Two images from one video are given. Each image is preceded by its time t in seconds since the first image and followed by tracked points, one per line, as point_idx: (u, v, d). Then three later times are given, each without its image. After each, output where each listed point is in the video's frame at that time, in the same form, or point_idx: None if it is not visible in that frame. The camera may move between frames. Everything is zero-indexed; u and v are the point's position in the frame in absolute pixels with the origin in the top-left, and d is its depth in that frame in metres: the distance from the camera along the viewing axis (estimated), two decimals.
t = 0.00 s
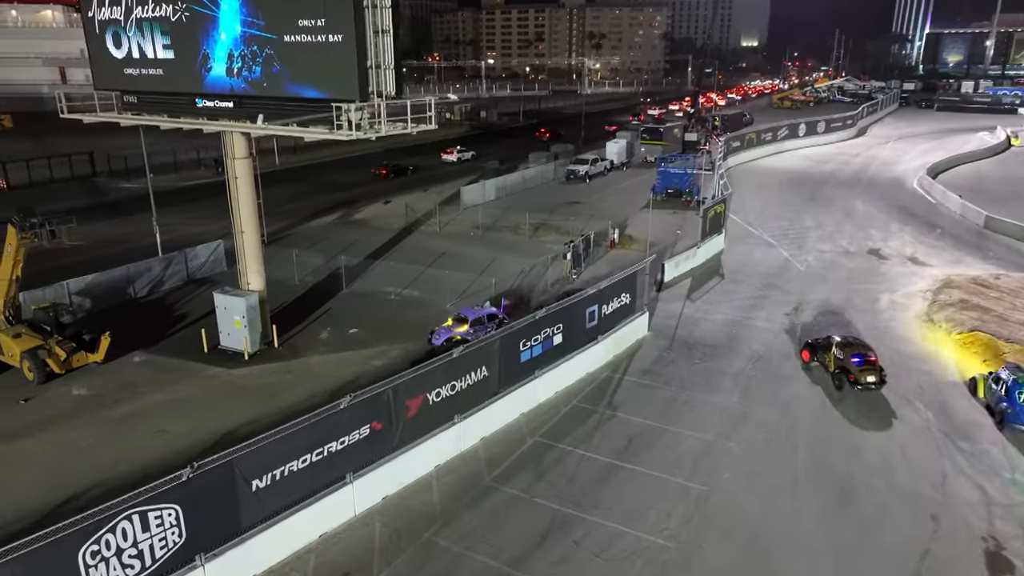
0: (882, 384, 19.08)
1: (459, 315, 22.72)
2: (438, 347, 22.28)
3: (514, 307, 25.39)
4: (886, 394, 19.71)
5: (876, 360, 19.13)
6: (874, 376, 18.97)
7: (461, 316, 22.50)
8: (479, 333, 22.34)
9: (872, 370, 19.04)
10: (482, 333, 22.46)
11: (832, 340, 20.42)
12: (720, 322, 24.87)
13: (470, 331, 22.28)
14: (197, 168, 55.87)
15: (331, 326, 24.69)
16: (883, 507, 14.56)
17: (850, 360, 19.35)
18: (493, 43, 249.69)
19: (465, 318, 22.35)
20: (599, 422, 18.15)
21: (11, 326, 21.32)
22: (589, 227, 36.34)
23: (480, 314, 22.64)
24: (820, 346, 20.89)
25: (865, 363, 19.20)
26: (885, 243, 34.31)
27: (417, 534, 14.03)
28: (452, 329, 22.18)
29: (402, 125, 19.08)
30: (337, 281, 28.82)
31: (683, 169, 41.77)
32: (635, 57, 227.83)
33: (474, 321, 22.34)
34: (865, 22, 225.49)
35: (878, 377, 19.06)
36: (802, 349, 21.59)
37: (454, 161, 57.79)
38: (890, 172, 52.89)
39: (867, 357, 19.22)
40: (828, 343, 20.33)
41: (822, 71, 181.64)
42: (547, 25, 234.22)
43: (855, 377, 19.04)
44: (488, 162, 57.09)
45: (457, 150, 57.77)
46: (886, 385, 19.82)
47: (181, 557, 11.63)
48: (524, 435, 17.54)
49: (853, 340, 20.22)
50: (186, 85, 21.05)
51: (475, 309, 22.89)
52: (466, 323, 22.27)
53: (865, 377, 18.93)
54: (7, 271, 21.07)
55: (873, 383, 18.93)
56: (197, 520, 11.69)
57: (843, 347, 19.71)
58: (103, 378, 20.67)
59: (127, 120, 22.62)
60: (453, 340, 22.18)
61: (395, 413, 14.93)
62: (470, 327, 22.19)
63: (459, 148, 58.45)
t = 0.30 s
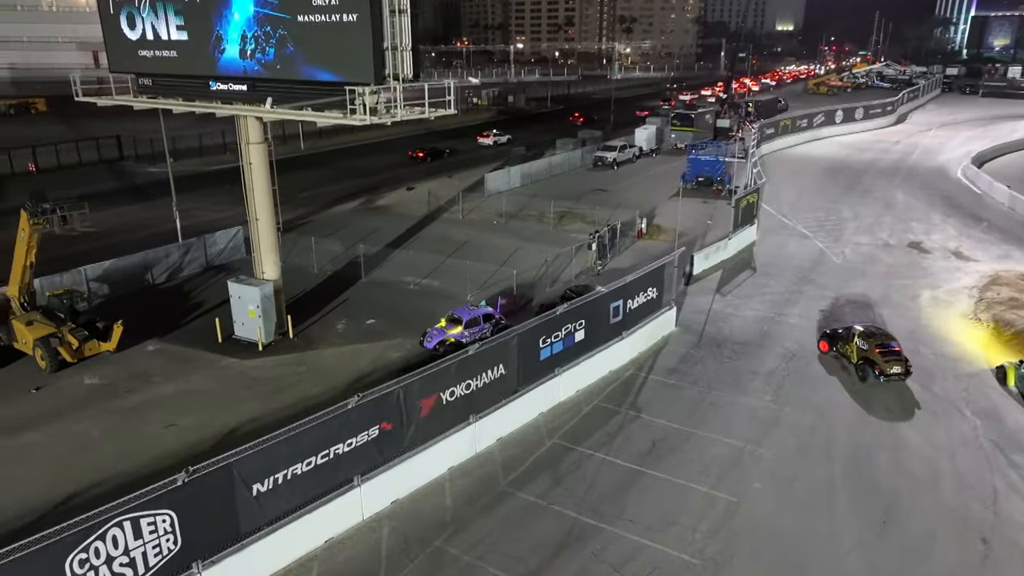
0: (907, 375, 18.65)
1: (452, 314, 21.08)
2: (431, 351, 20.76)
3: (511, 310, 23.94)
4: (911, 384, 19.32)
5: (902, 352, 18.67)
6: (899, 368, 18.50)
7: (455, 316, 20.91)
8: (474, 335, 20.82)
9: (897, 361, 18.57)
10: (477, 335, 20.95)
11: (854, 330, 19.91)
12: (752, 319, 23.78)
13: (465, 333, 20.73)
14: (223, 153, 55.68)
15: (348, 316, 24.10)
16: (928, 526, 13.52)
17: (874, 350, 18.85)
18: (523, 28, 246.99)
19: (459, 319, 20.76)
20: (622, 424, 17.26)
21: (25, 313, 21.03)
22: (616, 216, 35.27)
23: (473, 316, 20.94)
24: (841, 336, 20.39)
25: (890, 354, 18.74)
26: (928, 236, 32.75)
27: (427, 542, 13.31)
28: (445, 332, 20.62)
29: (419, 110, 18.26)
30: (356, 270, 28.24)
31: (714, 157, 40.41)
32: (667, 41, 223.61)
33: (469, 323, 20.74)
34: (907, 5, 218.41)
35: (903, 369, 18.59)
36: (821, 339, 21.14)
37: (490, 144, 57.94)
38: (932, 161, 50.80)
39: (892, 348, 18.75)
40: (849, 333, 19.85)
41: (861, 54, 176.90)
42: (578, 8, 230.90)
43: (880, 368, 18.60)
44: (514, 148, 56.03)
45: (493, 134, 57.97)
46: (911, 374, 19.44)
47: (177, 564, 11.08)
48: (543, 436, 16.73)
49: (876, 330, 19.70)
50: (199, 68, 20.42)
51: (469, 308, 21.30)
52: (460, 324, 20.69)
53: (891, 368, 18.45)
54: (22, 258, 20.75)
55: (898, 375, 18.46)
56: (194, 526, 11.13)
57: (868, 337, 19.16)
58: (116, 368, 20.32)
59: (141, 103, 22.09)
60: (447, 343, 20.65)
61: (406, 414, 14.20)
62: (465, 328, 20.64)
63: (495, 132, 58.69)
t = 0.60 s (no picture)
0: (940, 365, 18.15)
1: (445, 316, 19.76)
2: (423, 355, 19.44)
3: (509, 312, 22.65)
4: (964, 391, 18.00)
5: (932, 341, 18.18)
6: (931, 358, 17.98)
7: (447, 319, 19.56)
8: (467, 339, 19.50)
9: (929, 351, 18.05)
10: (471, 338, 19.64)
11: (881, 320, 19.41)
12: (792, 316, 22.54)
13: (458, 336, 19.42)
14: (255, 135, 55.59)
15: (370, 305, 23.49)
16: (985, 552, 12.38)
17: (904, 341, 18.39)
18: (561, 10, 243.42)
19: (452, 322, 19.42)
20: (651, 427, 16.34)
21: (48, 297, 20.85)
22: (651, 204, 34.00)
23: (466, 317, 19.56)
24: (867, 326, 19.85)
25: (921, 344, 18.23)
26: (982, 230, 30.92)
27: (441, 550, 12.62)
28: (436, 334, 19.33)
29: (443, 94, 17.43)
30: (382, 257, 27.65)
31: (755, 142, 38.82)
32: (709, 23, 218.26)
33: (461, 325, 19.40)
34: None
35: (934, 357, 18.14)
36: (843, 330, 20.53)
37: (533, 126, 58.10)
38: (988, 149, 48.28)
39: (923, 339, 18.27)
40: (875, 323, 19.37)
41: (912, 36, 170.79)
42: None
43: (912, 360, 18.07)
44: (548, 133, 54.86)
45: (536, 115, 58.08)
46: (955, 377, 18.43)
47: (176, 571, 10.58)
48: (567, 438, 15.91)
49: (903, 320, 19.27)
50: (220, 48, 19.82)
51: (463, 309, 19.93)
52: (453, 327, 19.34)
53: (923, 359, 17.95)
54: (44, 241, 20.53)
55: (931, 365, 17.95)
56: (194, 531, 10.62)
57: (897, 328, 18.67)
58: (134, 354, 20.01)
59: (163, 84, 21.62)
60: (439, 347, 19.30)
61: (421, 414, 13.50)
62: (458, 331, 19.29)
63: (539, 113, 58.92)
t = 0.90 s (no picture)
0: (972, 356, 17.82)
1: (434, 317, 18.38)
2: (407, 360, 18.05)
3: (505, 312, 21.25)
4: None
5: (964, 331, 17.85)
6: (965, 349, 17.64)
7: (437, 321, 18.21)
8: (457, 342, 18.16)
9: (963, 341, 17.71)
10: (461, 341, 18.25)
11: (908, 310, 18.93)
12: (837, 312, 21.33)
13: (448, 340, 18.05)
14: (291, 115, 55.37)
15: (396, 292, 22.91)
16: None
17: (936, 331, 17.99)
18: None
19: (441, 325, 18.05)
20: (683, 430, 15.46)
21: (74, 279, 20.71)
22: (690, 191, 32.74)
23: (455, 321, 18.13)
24: (893, 315, 19.24)
25: (954, 335, 17.87)
26: None
27: (456, 558, 12.00)
28: (423, 338, 17.95)
29: (471, 75, 16.63)
30: (410, 242, 27.05)
31: (800, 127, 37.21)
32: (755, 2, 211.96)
33: (450, 329, 18.01)
34: None
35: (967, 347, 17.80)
36: (866, 320, 19.77)
37: (581, 106, 57.83)
38: None
39: (956, 328, 17.90)
40: (902, 313, 18.93)
41: (971, 14, 163.32)
42: None
43: (947, 350, 17.64)
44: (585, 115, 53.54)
45: (584, 95, 57.74)
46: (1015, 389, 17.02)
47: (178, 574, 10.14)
48: (594, 439, 15.13)
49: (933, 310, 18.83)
50: (245, 26, 19.27)
51: (454, 310, 18.52)
52: (442, 330, 17.98)
53: (958, 349, 17.58)
54: (70, 222, 20.35)
55: (965, 356, 17.59)
56: (197, 533, 10.16)
57: (928, 318, 18.23)
58: (158, 338, 19.78)
59: (188, 64, 21.17)
60: (427, 352, 17.96)
61: (440, 412, 12.85)
62: (447, 335, 17.95)
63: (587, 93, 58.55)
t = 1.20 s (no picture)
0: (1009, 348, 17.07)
1: (418, 322, 16.93)
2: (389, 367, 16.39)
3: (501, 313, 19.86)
4: None
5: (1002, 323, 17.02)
6: (1004, 341, 16.85)
7: (423, 324, 16.71)
8: (444, 347, 16.71)
9: (1001, 334, 16.92)
10: (448, 347, 16.80)
11: (940, 300, 18.00)
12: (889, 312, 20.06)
13: (434, 345, 16.57)
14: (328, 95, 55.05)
15: (425, 280, 22.29)
16: None
17: (972, 322, 17.17)
18: None
19: (427, 328, 16.57)
20: (719, 435, 14.59)
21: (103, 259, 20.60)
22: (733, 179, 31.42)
23: (441, 323, 16.69)
24: (923, 306, 18.32)
25: (992, 327, 17.04)
26: None
27: (474, 567, 11.40)
28: (406, 342, 16.41)
29: (503, 55, 15.83)
30: (441, 227, 26.40)
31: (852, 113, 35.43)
32: None
33: (436, 333, 16.54)
34: None
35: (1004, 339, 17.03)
36: (894, 311, 18.90)
37: (632, 87, 57.26)
38: None
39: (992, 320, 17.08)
40: (934, 304, 18.02)
41: None
42: None
43: (985, 343, 16.87)
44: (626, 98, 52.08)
45: (636, 75, 57.10)
46: None
47: None
48: (624, 443, 14.36)
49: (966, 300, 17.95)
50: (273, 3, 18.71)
51: (441, 313, 17.05)
52: (428, 334, 16.49)
53: (997, 342, 16.78)
54: (99, 203, 20.18)
55: (1004, 349, 16.83)
56: (203, 536, 9.73)
57: (964, 309, 17.35)
58: (183, 322, 19.54)
59: (217, 42, 20.73)
60: (410, 357, 16.32)
61: (462, 411, 12.23)
62: (433, 339, 16.48)
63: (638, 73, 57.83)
